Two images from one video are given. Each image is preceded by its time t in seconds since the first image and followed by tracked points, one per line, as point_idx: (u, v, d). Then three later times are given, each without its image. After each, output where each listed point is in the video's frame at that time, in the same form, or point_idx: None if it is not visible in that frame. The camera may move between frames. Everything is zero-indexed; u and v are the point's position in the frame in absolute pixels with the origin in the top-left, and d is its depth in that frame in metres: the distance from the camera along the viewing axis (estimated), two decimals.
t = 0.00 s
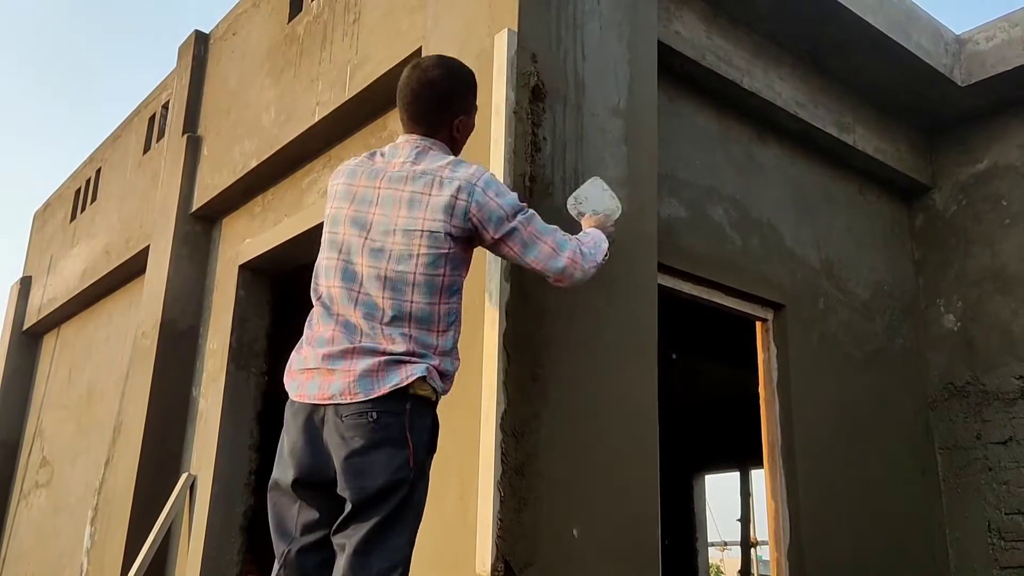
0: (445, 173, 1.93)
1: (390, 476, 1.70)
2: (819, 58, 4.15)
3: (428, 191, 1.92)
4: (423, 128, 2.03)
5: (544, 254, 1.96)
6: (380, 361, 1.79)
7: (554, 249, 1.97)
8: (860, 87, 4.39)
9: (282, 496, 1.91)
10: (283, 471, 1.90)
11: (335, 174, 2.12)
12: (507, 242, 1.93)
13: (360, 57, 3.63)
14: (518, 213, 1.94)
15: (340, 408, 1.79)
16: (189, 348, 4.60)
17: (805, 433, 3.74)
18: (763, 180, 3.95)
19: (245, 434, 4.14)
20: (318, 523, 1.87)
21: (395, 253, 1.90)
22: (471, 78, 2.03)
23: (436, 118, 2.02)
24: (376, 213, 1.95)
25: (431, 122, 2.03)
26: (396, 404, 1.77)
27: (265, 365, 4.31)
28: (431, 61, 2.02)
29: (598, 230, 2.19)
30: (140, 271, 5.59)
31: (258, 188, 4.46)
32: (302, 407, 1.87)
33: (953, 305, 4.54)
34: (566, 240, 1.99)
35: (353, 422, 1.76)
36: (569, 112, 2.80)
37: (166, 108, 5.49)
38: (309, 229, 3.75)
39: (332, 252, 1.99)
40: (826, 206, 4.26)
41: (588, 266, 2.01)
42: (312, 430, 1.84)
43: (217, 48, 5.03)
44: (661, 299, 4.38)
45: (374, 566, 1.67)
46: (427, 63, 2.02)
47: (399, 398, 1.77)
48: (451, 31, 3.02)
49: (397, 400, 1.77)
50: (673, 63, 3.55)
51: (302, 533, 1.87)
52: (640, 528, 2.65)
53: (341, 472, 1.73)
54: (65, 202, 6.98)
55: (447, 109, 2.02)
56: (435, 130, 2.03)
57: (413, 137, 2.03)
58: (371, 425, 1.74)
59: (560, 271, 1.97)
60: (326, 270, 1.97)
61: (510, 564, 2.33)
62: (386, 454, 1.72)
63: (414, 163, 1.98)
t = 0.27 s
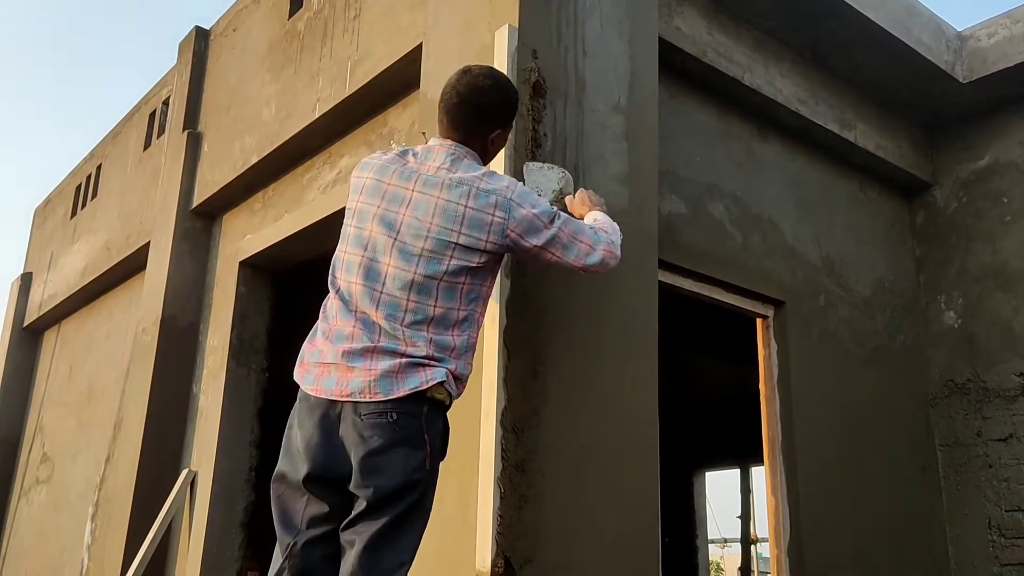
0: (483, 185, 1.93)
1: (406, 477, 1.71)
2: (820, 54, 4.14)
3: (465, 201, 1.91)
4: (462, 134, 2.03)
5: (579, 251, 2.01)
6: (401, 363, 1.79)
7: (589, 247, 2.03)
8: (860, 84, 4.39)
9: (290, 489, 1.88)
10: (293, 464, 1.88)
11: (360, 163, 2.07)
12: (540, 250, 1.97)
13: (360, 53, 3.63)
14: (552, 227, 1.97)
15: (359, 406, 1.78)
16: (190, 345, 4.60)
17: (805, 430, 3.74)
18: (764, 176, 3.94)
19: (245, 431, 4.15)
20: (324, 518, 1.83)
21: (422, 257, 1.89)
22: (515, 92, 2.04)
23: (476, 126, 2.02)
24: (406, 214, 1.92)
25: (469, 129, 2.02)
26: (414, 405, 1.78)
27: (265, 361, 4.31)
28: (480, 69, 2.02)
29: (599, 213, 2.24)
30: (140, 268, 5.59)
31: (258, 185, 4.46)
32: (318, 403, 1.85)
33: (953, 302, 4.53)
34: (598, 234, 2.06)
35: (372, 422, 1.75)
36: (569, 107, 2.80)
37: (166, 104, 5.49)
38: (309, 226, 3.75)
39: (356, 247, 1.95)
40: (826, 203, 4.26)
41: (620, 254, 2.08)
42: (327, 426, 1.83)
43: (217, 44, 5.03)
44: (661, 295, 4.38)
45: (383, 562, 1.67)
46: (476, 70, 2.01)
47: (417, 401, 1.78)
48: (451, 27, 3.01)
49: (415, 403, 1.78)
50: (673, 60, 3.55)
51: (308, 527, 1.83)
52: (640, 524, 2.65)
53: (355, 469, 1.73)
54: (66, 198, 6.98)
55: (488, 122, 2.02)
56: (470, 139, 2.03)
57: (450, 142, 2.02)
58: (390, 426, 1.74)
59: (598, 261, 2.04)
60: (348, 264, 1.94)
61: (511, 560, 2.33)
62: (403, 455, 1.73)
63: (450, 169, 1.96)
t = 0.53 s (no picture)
0: (479, 179, 1.95)
1: (408, 476, 1.71)
2: (820, 54, 4.14)
3: (463, 194, 1.93)
4: (457, 131, 2.03)
5: (569, 259, 2.05)
6: (402, 360, 1.78)
7: (579, 252, 2.06)
8: (860, 84, 4.39)
9: (296, 491, 1.87)
10: (299, 466, 1.87)
11: (355, 167, 2.08)
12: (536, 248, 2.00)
13: (360, 52, 3.63)
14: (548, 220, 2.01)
15: (361, 405, 1.77)
16: (189, 344, 4.60)
17: (805, 430, 3.74)
18: (764, 176, 3.94)
19: (245, 429, 4.15)
20: (331, 520, 1.82)
21: (424, 253, 1.89)
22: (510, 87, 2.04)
23: (472, 121, 2.02)
24: (405, 212, 1.93)
25: (465, 125, 2.02)
26: (417, 404, 1.77)
27: (265, 360, 4.31)
28: (475, 64, 2.03)
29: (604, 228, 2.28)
30: (140, 267, 5.59)
31: (258, 184, 4.45)
32: (320, 403, 1.84)
33: (953, 302, 4.53)
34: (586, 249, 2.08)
35: (373, 420, 1.74)
36: (569, 107, 2.80)
37: (166, 103, 5.49)
38: (309, 225, 3.75)
39: (355, 248, 1.95)
40: (826, 202, 4.26)
41: (608, 265, 2.11)
42: (330, 425, 1.82)
43: (217, 43, 5.03)
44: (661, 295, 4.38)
45: (386, 562, 1.68)
46: (471, 65, 2.02)
47: (419, 398, 1.77)
48: (451, 26, 3.01)
49: (417, 401, 1.77)
50: (673, 59, 3.55)
51: (314, 529, 1.82)
52: (640, 524, 2.65)
53: (357, 468, 1.72)
54: (66, 196, 6.98)
55: (483, 116, 2.02)
56: (466, 134, 2.03)
57: (444, 139, 2.02)
58: (391, 424, 1.73)
59: (583, 273, 2.06)
60: (349, 265, 1.93)
61: (510, 559, 2.33)
62: (404, 453, 1.73)
63: (446, 165, 1.98)
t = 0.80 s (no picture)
0: (483, 182, 1.97)
1: (408, 478, 1.71)
2: (818, 56, 4.14)
3: (467, 197, 1.94)
4: (459, 132, 2.03)
5: (565, 258, 2.07)
6: (403, 364, 1.78)
7: (576, 252, 2.08)
8: (859, 86, 4.39)
9: (295, 493, 1.87)
10: (297, 468, 1.87)
11: (355, 167, 2.07)
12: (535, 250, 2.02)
13: (359, 55, 3.63)
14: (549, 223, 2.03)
15: (361, 408, 1.77)
16: (188, 345, 4.60)
17: (803, 432, 3.74)
18: (763, 178, 3.95)
19: (243, 431, 4.14)
20: (329, 521, 1.82)
21: (427, 256, 1.89)
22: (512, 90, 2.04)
23: (474, 123, 2.03)
24: (408, 214, 1.93)
25: (467, 126, 2.03)
26: (417, 407, 1.78)
27: (263, 362, 4.30)
28: (477, 66, 2.03)
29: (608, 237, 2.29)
30: (139, 268, 5.58)
31: (257, 186, 4.46)
32: (320, 405, 1.84)
33: (952, 305, 4.53)
34: (583, 248, 2.10)
35: (374, 423, 1.74)
36: (567, 109, 2.80)
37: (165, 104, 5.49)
38: (309, 227, 3.75)
39: (357, 250, 1.95)
40: (825, 205, 4.26)
41: (603, 265, 2.13)
42: (329, 427, 1.81)
43: (216, 45, 5.03)
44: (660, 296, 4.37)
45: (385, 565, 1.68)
46: (473, 67, 2.02)
47: (419, 402, 1.77)
48: (450, 28, 3.01)
49: (417, 404, 1.77)
50: (672, 62, 3.55)
51: (313, 531, 1.82)
52: (637, 527, 2.65)
53: (356, 471, 1.72)
54: (65, 198, 6.97)
55: (485, 118, 2.03)
56: (467, 136, 2.04)
57: (446, 141, 2.03)
58: (392, 427, 1.73)
59: (583, 272, 2.09)
60: (350, 267, 1.93)
61: (507, 562, 2.33)
62: (404, 456, 1.73)
63: (449, 167, 1.98)
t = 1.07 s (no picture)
0: (485, 179, 1.99)
1: (414, 483, 1.71)
2: (818, 58, 4.15)
3: (470, 197, 1.96)
4: (457, 133, 2.03)
5: (574, 232, 2.12)
6: (410, 369, 1.78)
7: (583, 225, 2.13)
8: (859, 88, 4.39)
9: (300, 495, 1.87)
10: (303, 471, 1.87)
11: (354, 173, 2.06)
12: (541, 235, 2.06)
13: (359, 56, 3.63)
14: (552, 209, 2.08)
15: (366, 413, 1.77)
16: (188, 347, 4.60)
17: (803, 433, 3.74)
18: (763, 180, 3.95)
19: (243, 433, 4.14)
20: (333, 524, 1.81)
21: (434, 259, 1.90)
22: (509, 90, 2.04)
23: (472, 124, 2.03)
24: (413, 218, 1.93)
25: (465, 128, 2.03)
26: (423, 411, 1.77)
27: (263, 363, 4.30)
28: (472, 66, 2.01)
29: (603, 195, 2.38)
30: (139, 270, 5.58)
31: (257, 187, 4.46)
32: (326, 409, 1.84)
33: (952, 306, 4.53)
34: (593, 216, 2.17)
35: (380, 427, 1.74)
36: (568, 111, 2.80)
37: (166, 106, 5.49)
38: (309, 229, 3.75)
39: (362, 256, 1.94)
40: (825, 206, 4.26)
41: (609, 232, 2.19)
42: (336, 431, 1.81)
43: (216, 46, 5.03)
44: (661, 298, 4.37)
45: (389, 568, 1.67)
46: (468, 68, 2.00)
47: (425, 406, 1.77)
48: (450, 29, 3.01)
49: (423, 409, 1.77)
50: (673, 63, 3.56)
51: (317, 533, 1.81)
52: (638, 528, 2.65)
53: (362, 474, 1.72)
54: (65, 199, 6.97)
55: (483, 118, 2.03)
56: (466, 136, 2.04)
57: (445, 142, 2.03)
58: (398, 431, 1.73)
59: (593, 239, 2.14)
60: (356, 274, 1.93)
61: (508, 563, 2.33)
62: (411, 460, 1.72)
63: (450, 167, 1.99)
